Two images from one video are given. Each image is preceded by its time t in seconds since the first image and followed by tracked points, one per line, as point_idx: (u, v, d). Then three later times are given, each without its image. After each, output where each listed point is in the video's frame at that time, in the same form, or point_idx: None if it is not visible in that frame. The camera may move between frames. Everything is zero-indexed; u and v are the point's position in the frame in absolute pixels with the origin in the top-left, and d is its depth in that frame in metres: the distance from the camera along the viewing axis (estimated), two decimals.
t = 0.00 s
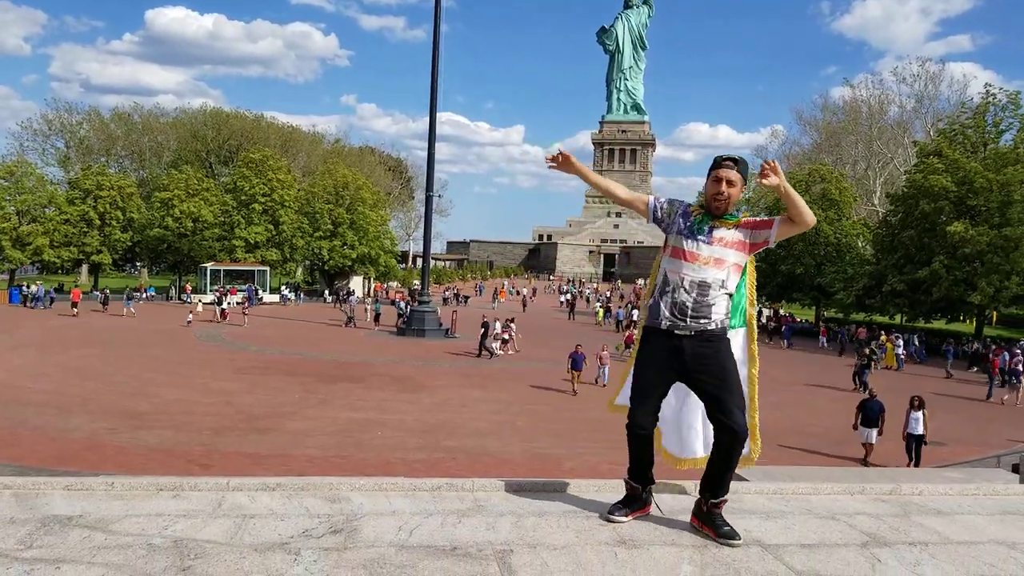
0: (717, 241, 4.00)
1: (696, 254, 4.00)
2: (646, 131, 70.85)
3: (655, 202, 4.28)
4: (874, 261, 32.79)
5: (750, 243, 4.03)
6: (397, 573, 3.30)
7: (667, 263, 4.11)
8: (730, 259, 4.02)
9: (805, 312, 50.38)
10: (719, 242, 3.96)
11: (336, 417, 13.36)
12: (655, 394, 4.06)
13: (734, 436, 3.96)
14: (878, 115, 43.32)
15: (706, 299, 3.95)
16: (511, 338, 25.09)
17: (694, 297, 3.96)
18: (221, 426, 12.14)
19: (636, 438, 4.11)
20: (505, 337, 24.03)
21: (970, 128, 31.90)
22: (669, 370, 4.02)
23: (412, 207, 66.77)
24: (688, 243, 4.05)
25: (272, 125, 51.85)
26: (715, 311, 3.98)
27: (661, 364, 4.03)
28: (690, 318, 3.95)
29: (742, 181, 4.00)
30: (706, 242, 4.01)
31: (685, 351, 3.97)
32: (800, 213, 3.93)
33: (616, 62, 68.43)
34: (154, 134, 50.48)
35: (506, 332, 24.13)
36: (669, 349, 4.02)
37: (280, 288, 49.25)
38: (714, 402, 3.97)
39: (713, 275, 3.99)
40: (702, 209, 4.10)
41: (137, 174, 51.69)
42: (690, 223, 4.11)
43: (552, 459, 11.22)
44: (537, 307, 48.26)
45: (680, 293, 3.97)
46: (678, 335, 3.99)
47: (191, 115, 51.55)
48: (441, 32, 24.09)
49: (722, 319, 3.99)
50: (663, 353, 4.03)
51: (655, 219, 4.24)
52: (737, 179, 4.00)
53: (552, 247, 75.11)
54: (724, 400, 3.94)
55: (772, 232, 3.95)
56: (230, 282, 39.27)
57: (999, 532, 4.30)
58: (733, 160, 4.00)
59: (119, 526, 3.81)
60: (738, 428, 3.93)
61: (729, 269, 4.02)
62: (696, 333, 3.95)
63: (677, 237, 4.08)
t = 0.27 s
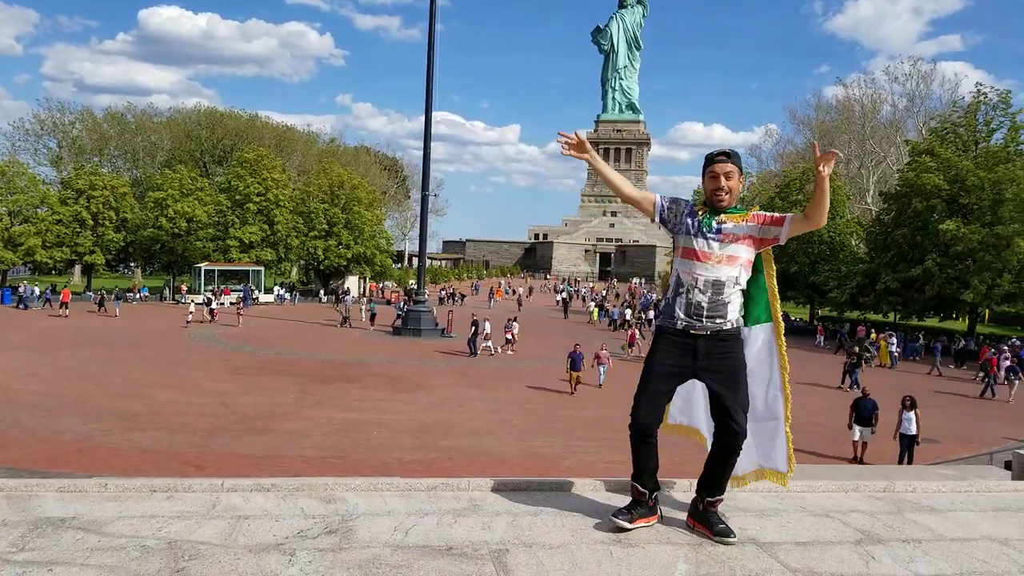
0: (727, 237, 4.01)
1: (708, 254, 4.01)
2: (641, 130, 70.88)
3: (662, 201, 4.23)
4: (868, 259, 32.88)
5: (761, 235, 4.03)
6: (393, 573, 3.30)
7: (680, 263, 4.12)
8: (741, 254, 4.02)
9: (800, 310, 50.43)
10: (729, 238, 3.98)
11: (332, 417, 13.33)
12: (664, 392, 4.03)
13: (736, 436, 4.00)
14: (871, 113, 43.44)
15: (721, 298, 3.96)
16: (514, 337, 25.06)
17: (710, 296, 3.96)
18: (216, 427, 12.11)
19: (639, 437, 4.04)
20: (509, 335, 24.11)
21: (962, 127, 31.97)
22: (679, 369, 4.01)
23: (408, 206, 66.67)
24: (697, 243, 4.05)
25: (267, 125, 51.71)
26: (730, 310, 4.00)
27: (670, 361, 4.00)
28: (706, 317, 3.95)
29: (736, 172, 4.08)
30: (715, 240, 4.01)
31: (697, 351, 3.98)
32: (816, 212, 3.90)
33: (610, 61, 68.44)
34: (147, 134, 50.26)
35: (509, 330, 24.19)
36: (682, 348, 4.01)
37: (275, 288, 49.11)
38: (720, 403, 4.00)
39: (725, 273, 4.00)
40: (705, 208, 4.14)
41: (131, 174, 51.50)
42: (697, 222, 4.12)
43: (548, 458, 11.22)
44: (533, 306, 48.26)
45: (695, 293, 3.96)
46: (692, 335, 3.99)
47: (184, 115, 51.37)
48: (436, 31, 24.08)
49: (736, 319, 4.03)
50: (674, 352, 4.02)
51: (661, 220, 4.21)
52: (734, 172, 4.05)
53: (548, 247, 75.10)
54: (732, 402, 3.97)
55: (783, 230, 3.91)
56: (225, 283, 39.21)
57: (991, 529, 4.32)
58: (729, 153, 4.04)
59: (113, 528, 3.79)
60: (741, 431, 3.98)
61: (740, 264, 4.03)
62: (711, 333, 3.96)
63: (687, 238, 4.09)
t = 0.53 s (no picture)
0: (711, 226, 3.91)
1: (693, 245, 3.93)
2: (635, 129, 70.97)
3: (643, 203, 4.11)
4: (861, 256, 33.01)
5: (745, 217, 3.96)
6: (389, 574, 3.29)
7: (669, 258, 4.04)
8: (727, 240, 3.94)
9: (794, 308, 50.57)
10: (713, 227, 3.87)
11: (327, 418, 13.31)
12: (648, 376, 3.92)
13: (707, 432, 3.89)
14: (863, 111, 43.62)
15: (710, 288, 3.87)
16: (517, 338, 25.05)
17: (698, 286, 3.87)
18: (211, 430, 12.07)
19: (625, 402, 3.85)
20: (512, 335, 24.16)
21: (954, 124, 32.11)
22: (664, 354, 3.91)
23: (402, 207, 66.60)
24: (683, 236, 3.97)
25: (260, 126, 51.63)
26: (721, 302, 3.90)
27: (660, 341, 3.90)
28: (695, 306, 3.87)
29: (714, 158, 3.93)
30: (699, 229, 3.92)
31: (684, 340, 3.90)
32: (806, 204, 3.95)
33: (604, 60, 68.51)
34: (140, 136, 50.02)
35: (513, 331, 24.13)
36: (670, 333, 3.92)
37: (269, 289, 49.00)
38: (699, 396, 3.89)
39: (712, 262, 3.90)
40: (687, 199, 4.02)
41: (123, 176, 51.31)
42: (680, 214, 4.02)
43: (544, 458, 11.23)
44: (528, 306, 48.28)
45: (683, 285, 3.90)
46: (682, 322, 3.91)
47: (177, 117, 51.20)
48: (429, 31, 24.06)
49: (728, 313, 3.92)
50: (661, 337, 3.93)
51: (646, 220, 4.11)
52: (716, 160, 3.93)
53: (543, 246, 75.13)
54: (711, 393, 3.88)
55: (770, 215, 3.89)
56: (219, 285, 39.13)
57: (986, 523, 4.34)
58: (711, 142, 3.90)
59: (107, 532, 3.77)
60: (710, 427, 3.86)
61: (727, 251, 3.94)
62: (699, 323, 3.88)
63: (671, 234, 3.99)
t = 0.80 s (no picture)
0: (707, 248, 3.81)
1: (688, 263, 3.80)
2: (631, 134, 71.14)
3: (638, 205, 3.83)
4: (857, 261, 33.12)
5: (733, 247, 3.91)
6: None
7: (655, 272, 3.86)
8: (718, 266, 3.87)
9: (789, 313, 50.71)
10: (710, 249, 3.78)
11: (323, 421, 13.28)
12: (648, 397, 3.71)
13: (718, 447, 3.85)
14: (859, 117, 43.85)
15: (701, 307, 3.78)
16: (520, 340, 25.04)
17: (692, 305, 3.76)
18: (206, 432, 12.05)
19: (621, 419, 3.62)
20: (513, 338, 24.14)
21: (949, 130, 32.28)
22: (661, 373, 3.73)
23: (398, 210, 66.56)
24: (677, 251, 3.80)
25: (257, 128, 51.57)
26: (707, 318, 3.83)
27: (654, 362, 3.72)
28: (687, 325, 3.76)
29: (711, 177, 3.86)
30: (695, 250, 3.81)
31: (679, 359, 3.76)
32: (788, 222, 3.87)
33: (600, 65, 68.64)
34: (136, 137, 49.92)
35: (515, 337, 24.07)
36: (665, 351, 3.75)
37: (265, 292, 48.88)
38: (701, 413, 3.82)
39: (705, 283, 3.81)
40: (682, 217, 3.89)
41: (120, 178, 51.17)
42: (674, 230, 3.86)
43: (539, 462, 11.24)
44: (524, 309, 48.31)
45: (678, 302, 3.74)
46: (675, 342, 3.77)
47: (174, 118, 51.10)
48: (426, 34, 24.09)
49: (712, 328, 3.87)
50: (656, 354, 3.75)
51: (637, 227, 3.83)
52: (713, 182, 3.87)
53: (539, 250, 75.19)
54: (714, 411, 3.79)
55: (756, 238, 3.85)
56: (215, 286, 39.02)
57: (983, 532, 4.37)
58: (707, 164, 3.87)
59: (103, 533, 3.77)
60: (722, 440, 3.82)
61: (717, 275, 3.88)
62: (692, 340, 3.77)
63: (665, 246, 3.81)
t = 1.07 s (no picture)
0: (678, 260, 3.86)
1: (664, 278, 3.82)
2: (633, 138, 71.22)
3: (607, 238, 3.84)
4: (860, 265, 33.11)
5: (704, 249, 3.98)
6: None
7: (633, 292, 3.87)
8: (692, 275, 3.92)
9: (791, 317, 50.73)
10: (682, 263, 3.83)
11: (325, 425, 13.28)
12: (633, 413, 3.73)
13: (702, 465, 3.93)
14: (860, 121, 43.97)
15: (683, 322, 3.83)
16: (527, 344, 25.05)
17: (674, 321, 3.80)
18: (207, 436, 12.05)
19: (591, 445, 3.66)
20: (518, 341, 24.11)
21: (951, 134, 32.32)
22: (647, 390, 3.76)
23: (400, 213, 66.58)
24: (649, 269, 3.82)
25: (259, 132, 51.70)
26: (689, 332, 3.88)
27: (638, 384, 3.72)
28: (671, 342, 3.81)
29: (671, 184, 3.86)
30: (666, 263, 3.84)
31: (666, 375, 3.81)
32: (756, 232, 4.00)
33: (602, 69, 68.77)
34: (138, 141, 50.13)
35: (521, 339, 24.08)
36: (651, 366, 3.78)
37: (266, 295, 48.95)
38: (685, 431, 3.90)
39: (683, 295, 3.86)
40: (648, 232, 3.90)
41: (122, 181, 51.25)
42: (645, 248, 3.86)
43: (540, 465, 11.23)
44: (525, 313, 48.34)
45: (659, 321, 3.77)
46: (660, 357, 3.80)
47: (176, 122, 51.21)
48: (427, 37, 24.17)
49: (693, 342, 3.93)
50: (642, 370, 3.76)
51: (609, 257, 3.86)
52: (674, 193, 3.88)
53: (540, 254, 75.21)
54: (698, 428, 3.88)
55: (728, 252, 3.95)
56: (217, 289, 39.09)
57: (986, 536, 4.36)
58: (670, 175, 3.85)
59: (104, 536, 3.77)
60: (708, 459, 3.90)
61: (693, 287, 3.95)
62: (675, 356, 3.82)
63: (637, 268, 3.82)
